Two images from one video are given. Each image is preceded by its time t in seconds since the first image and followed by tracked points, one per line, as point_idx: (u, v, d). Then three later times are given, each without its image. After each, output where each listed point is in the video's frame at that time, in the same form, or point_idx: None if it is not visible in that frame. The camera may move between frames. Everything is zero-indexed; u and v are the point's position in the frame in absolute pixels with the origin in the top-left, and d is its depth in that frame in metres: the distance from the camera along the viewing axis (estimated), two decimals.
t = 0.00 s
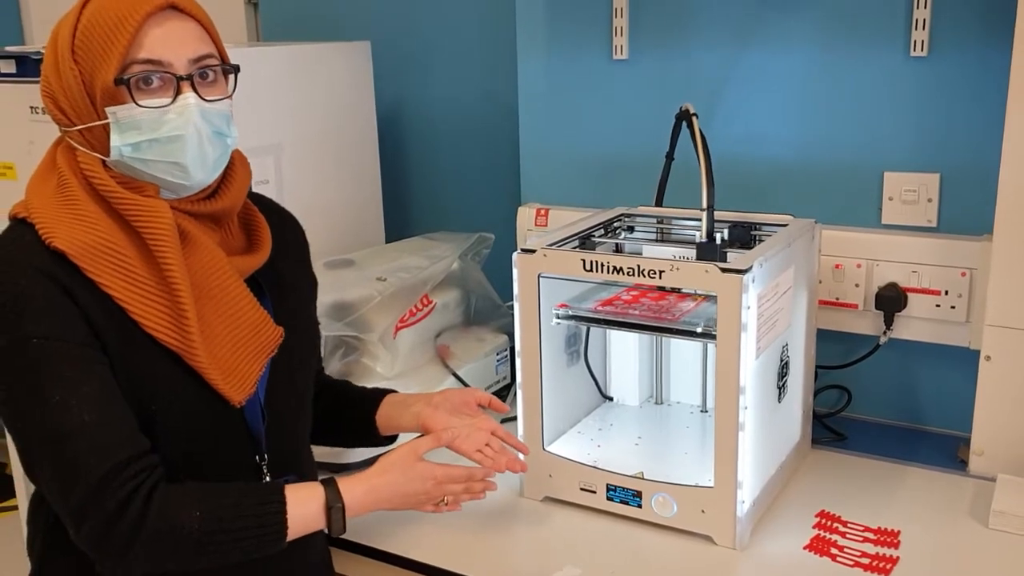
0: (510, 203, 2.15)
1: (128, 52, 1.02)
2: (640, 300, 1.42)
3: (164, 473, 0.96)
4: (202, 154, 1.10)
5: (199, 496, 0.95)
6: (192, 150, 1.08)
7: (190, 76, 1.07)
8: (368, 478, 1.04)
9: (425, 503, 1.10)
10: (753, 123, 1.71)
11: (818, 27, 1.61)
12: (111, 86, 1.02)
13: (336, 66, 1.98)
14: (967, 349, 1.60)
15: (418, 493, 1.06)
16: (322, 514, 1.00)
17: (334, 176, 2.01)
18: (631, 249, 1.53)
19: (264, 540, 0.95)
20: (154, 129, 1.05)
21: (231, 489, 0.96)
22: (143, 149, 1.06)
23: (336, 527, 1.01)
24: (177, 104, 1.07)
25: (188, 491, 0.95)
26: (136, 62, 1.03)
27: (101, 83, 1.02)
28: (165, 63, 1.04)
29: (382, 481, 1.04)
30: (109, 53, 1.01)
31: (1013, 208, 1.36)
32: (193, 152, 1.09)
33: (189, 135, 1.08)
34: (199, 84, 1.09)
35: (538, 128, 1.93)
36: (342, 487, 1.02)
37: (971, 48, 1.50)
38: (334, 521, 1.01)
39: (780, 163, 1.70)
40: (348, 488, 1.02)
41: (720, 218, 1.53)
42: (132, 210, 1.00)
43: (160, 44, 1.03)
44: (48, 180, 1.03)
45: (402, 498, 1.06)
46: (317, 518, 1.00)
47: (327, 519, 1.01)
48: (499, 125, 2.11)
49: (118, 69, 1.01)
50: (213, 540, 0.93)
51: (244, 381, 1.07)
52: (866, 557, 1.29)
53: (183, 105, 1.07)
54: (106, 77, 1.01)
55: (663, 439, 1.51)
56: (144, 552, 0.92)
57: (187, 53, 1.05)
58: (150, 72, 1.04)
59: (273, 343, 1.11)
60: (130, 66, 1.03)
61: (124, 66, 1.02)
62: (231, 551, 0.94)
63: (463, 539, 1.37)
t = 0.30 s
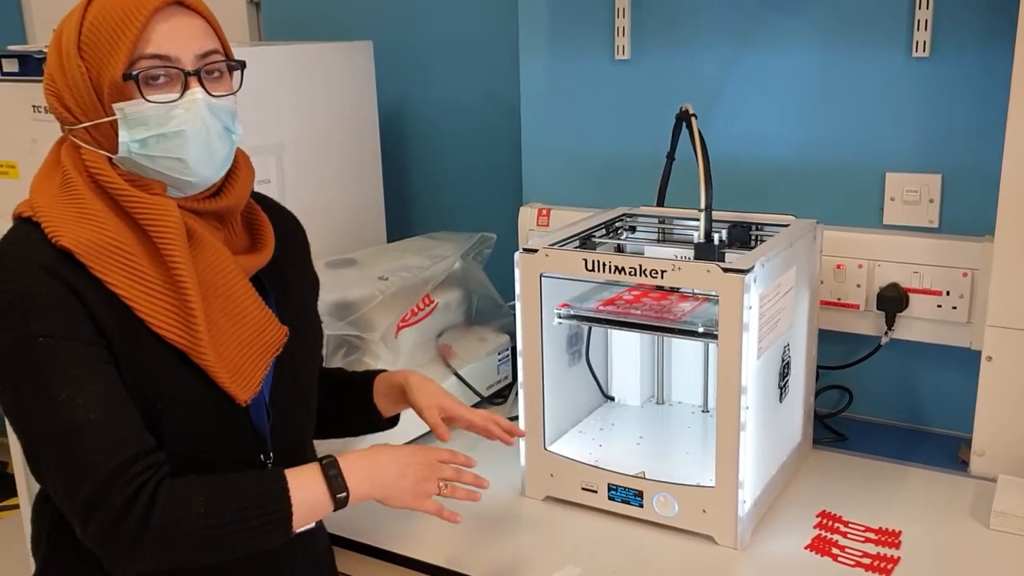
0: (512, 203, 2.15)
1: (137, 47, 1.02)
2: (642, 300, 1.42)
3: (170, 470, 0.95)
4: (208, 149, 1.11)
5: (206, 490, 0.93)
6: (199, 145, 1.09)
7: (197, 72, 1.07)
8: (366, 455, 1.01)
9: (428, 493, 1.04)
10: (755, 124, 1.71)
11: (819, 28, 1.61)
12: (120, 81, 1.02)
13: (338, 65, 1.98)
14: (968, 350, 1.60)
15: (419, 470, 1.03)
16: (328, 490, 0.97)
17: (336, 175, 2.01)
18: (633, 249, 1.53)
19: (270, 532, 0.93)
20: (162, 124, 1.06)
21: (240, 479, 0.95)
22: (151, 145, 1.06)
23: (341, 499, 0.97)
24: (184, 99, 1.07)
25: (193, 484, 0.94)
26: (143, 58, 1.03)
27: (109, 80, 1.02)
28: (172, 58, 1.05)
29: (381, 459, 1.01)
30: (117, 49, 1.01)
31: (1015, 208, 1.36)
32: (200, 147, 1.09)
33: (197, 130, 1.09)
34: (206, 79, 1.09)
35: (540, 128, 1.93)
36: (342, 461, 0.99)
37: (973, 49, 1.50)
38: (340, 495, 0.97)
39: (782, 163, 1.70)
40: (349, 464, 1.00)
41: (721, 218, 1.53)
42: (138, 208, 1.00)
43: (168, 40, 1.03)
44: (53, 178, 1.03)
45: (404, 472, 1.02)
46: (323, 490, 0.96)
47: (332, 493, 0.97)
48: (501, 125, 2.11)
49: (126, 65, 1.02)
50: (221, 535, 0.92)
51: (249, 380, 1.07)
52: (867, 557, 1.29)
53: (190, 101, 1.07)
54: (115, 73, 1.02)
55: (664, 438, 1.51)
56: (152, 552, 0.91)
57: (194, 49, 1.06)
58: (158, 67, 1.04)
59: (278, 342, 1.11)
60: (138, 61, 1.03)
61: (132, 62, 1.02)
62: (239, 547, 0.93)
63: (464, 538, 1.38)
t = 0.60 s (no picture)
0: (514, 203, 2.15)
1: (141, 44, 1.02)
2: (644, 300, 1.42)
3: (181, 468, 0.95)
4: (215, 144, 1.11)
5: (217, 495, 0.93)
6: (205, 140, 1.10)
7: (201, 67, 1.07)
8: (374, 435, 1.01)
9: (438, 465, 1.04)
10: (758, 124, 1.71)
11: (822, 29, 1.62)
12: (125, 78, 1.02)
13: (341, 65, 1.99)
14: (971, 350, 1.61)
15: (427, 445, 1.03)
16: (338, 480, 0.97)
17: (340, 175, 2.01)
18: (636, 249, 1.52)
19: (284, 527, 0.94)
20: (169, 121, 1.06)
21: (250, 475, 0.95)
22: (158, 141, 1.07)
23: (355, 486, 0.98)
24: (190, 95, 1.07)
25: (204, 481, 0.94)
26: (148, 55, 1.03)
27: (115, 78, 1.02)
28: (176, 53, 1.05)
29: (388, 436, 1.01)
30: (121, 47, 1.01)
31: (1017, 209, 1.36)
32: (206, 142, 1.10)
33: (203, 126, 1.09)
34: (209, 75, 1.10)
35: (543, 128, 1.93)
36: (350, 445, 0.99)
37: (976, 50, 1.50)
38: (352, 480, 0.98)
39: (784, 163, 1.70)
40: (357, 446, 0.99)
41: (724, 218, 1.53)
42: (147, 208, 1.01)
43: (171, 36, 1.04)
44: (59, 180, 1.04)
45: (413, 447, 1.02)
46: (332, 485, 0.97)
47: (344, 480, 0.97)
48: (503, 125, 2.11)
49: (132, 62, 1.02)
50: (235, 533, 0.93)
51: (261, 378, 1.08)
52: (869, 557, 1.29)
53: (196, 96, 1.08)
54: (120, 70, 1.02)
55: (667, 438, 1.51)
56: (165, 551, 0.91)
57: (197, 44, 1.06)
58: (163, 63, 1.04)
59: (287, 340, 1.12)
60: (142, 58, 1.03)
61: (136, 59, 1.02)
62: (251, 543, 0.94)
63: (468, 537, 1.38)
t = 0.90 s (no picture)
0: (515, 202, 2.15)
1: (148, 38, 1.03)
2: (645, 299, 1.42)
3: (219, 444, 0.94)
4: (218, 139, 1.12)
5: (256, 453, 0.91)
6: (209, 134, 1.11)
7: (207, 63, 1.08)
8: (404, 371, 0.96)
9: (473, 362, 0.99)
10: (759, 124, 1.71)
11: (823, 29, 1.62)
12: (132, 71, 1.03)
13: (342, 64, 1.99)
14: (970, 350, 1.61)
15: (457, 354, 0.98)
16: (376, 421, 0.94)
17: (341, 174, 2.02)
18: (637, 248, 1.53)
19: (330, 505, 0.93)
20: (175, 114, 1.06)
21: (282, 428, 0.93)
22: (161, 134, 1.07)
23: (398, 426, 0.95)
24: (195, 89, 1.08)
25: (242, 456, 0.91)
26: (155, 48, 1.04)
27: (120, 70, 1.02)
28: (183, 48, 1.05)
29: (416, 368, 0.96)
30: (128, 40, 1.01)
31: (1017, 208, 1.37)
32: (210, 136, 1.11)
33: (208, 120, 1.10)
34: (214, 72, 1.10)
35: (544, 128, 1.94)
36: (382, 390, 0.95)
37: (976, 50, 1.51)
38: (393, 421, 0.95)
39: (784, 164, 1.71)
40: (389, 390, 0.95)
41: (725, 218, 1.54)
42: (153, 200, 1.01)
43: (178, 31, 1.04)
44: (59, 177, 1.04)
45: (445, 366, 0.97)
46: (372, 428, 0.94)
47: (385, 423, 0.94)
48: (504, 125, 2.12)
49: (139, 55, 1.02)
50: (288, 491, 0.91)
51: (277, 361, 1.09)
52: (869, 555, 1.29)
53: (201, 91, 1.08)
54: (126, 63, 1.02)
55: (668, 437, 1.51)
56: (219, 526, 0.90)
57: (203, 39, 1.07)
58: (169, 58, 1.05)
59: (297, 326, 1.13)
60: (149, 52, 1.03)
61: (143, 53, 1.03)
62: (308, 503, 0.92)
63: (469, 535, 1.38)
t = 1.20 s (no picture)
0: (517, 203, 2.16)
1: (151, 51, 1.03)
2: (647, 300, 1.42)
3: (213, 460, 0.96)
4: (220, 150, 1.12)
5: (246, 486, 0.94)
6: (211, 145, 1.11)
7: (209, 73, 1.09)
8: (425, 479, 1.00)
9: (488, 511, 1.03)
10: (760, 125, 1.72)
11: (824, 30, 1.62)
12: (135, 82, 1.03)
13: (343, 66, 1.99)
14: (971, 351, 1.61)
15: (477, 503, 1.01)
16: (378, 510, 0.98)
17: (343, 175, 2.02)
18: (638, 249, 1.53)
19: (323, 531, 0.95)
20: (176, 125, 1.07)
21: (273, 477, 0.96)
22: (163, 145, 1.07)
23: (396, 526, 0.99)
24: (197, 100, 1.09)
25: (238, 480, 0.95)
26: (157, 60, 1.04)
27: (124, 81, 1.03)
28: (185, 60, 1.06)
29: (442, 487, 1.00)
30: (131, 51, 1.02)
31: (1017, 210, 1.37)
32: (212, 147, 1.11)
33: (209, 131, 1.10)
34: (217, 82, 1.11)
35: (545, 129, 1.94)
36: (401, 485, 0.99)
37: (977, 51, 1.51)
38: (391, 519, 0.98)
39: (786, 165, 1.71)
40: (407, 487, 0.99)
41: (726, 219, 1.54)
42: (153, 205, 1.01)
43: (180, 43, 1.05)
44: (63, 181, 1.04)
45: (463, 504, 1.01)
46: (373, 516, 0.98)
47: (383, 515, 0.98)
48: (506, 126, 2.12)
49: (141, 65, 1.03)
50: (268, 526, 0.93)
51: (276, 365, 1.09)
52: (870, 556, 1.30)
53: (203, 102, 1.09)
54: (130, 74, 1.02)
55: (669, 437, 1.52)
56: (205, 542, 0.92)
57: (205, 51, 1.08)
58: (172, 69, 1.05)
59: (297, 331, 1.13)
60: (152, 63, 1.04)
61: (146, 64, 1.04)
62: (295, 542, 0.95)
63: (470, 534, 1.39)
